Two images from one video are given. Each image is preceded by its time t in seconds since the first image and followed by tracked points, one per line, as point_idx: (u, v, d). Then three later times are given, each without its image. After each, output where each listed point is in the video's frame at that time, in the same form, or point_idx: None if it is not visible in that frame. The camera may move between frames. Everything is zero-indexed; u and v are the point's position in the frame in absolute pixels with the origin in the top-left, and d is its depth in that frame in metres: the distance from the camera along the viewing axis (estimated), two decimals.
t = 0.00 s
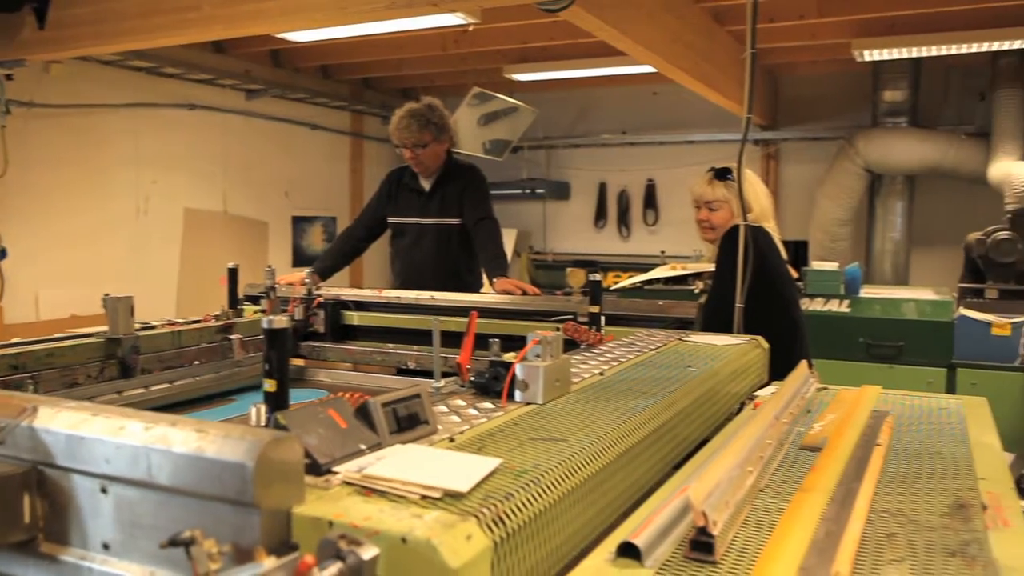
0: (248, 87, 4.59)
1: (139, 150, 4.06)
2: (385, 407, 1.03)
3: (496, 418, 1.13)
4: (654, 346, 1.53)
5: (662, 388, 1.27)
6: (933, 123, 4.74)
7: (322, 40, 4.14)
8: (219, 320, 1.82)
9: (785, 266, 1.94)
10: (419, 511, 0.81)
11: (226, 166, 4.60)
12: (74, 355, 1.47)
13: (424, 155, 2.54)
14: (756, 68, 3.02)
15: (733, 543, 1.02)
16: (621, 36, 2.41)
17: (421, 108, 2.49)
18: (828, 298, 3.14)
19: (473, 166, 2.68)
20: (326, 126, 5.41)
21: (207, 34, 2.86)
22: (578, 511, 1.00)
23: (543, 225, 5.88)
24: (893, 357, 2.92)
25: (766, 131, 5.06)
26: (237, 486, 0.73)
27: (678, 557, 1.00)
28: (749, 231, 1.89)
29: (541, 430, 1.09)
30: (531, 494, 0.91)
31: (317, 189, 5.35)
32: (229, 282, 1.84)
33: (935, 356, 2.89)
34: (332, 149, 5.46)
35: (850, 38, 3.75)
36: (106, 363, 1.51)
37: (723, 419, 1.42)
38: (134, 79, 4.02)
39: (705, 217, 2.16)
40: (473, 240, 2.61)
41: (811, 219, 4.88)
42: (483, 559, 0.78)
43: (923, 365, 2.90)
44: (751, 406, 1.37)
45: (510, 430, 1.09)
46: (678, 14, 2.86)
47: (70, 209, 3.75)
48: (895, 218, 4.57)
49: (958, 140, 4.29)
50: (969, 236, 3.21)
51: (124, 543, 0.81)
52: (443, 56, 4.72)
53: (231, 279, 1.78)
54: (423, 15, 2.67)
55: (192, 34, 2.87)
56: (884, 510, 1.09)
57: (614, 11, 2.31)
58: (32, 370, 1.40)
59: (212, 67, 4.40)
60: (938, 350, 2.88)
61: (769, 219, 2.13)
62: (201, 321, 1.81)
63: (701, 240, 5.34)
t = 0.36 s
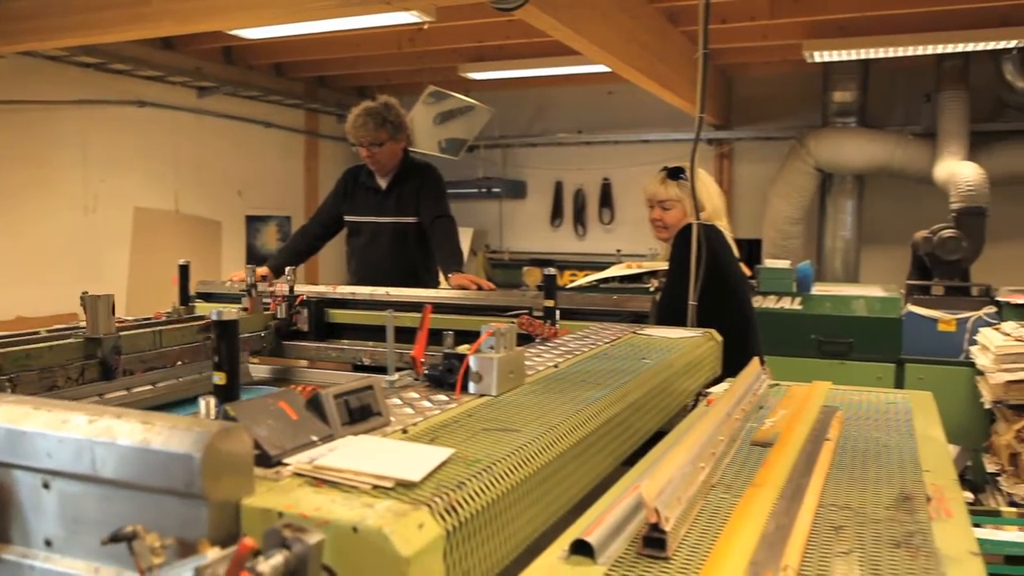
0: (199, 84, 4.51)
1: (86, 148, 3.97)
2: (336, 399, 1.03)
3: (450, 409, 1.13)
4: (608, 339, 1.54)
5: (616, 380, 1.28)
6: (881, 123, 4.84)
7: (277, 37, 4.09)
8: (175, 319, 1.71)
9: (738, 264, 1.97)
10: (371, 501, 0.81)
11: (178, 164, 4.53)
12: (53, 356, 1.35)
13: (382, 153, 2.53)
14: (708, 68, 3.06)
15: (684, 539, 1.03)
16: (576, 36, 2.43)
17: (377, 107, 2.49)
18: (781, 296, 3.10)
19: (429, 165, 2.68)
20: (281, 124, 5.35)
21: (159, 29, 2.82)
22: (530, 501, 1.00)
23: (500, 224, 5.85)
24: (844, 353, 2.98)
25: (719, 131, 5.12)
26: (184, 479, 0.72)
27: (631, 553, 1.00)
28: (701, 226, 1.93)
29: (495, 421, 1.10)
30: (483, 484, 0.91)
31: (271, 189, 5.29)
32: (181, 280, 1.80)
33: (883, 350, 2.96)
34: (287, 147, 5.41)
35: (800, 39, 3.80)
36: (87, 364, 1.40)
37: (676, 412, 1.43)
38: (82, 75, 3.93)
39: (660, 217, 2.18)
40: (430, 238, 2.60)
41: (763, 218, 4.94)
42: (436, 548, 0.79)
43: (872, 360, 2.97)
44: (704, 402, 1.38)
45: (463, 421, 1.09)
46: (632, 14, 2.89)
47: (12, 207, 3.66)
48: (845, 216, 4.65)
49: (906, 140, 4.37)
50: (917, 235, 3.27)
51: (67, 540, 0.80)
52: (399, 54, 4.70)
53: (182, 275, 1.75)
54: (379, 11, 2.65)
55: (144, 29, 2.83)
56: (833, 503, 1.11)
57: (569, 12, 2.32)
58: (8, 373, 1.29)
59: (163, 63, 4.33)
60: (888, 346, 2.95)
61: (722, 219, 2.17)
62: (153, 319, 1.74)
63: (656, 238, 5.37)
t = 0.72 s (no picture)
0: (155, 81, 4.44)
1: (36, 145, 3.89)
2: (292, 395, 1.03)
3: (407, 407, 1.13)
4: (568, 336, 1.54)
5: (575, 375, 1.29)
6: (836, 123, 4.92)
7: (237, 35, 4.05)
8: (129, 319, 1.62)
9: (695, 262, 1.99)
10: (326, 497, 0.81)
11: (134, 163, 4.46)
12: (78, 363, 1.31)
13: (350, 148, 2.53)
14: (666, 69, 3.09)
15: (641, 536, 1.03)
16: (536, 36, 2.43)
17: (336, 106, 2.49)
18: (739, 294, 3.10)
19: (389, 164, 2.67)
20: (239, 122, 5.29)
21: (116, 25, 2.78)
22: (489, 497, 1.00)
23: (461, 223, 5.85)
24: (801, 350, 3.02)
25: (679, 131, 5.16)
26: (135, 477, 0.71)
27: (590, 551, 1.01)
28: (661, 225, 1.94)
29: (453, 417, 1.10)
30: (441, 480, 0.91)
31: (229, 188, 5.23)
32: (135, 279, 1.75)
33: (840, 347, 2.99)
34: (245, 145, 5.35)
35: (757, 40, 3.84)
36: (112, 371, 1.36)
37: (634, 408, 1.44)
38: (33, 71, 3.85)
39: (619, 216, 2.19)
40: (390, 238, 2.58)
41: (722, 217, 4.98)
42: (392, 543, 0.78)
43: (830, 356, 3.01)
44: (663, 401, 1.39)
45: (421, 418, 1.09)
46: (592, 14, 2.90)
47: None
48: (802, 215, 4.71)
49: (860, 140, 4.43)
50: (872, 233, 3.32)
51: (13, 542, 0.78)
52: (359, 52, 4.67)
53: (136, 274, 1.71)
54: (339, 9, 2.63)
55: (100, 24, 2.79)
56: (789, 498, 1.13)
57: (529, 12, 2.33)
58: (33, 379, 1.26)
59: (118, 60, 4.25)
60: (845, 343, 2.98)
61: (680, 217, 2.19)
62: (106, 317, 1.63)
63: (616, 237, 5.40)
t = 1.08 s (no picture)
0: (105, 78, 4.35)
1: None
2: (244, 397, 1.01)
3: (361, 407, 1.12)
4: (524, 334, 1.55)
5: (530, 374, 1.29)
6: (789, 123, 4.98)
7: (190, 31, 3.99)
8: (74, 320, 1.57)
9: (650, 259, 2.01)
10: (277, 499, 0.80)
11: (82, 161, 4.37)
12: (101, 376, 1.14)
13: (300, 150, 2.50)
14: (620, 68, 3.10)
15: (596, 533, 1.04)
16: (493, 35, 2.43)
17: (291, 104, 2.46)
18: (694, 292, 3.22)
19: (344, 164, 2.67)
20: (193, 120, 5.21)
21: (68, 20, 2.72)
22: (443, 496, 1.00)
23: (418, 222, 5.83)
24: (756, 347, 3.01)
25: (635, 130, 5.20)
26: (79, 481, 0.70)
27: (544, 549, 1.01)
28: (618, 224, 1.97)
29: (408, 416, 1.10)
30: (394, 480, 0.91)
31: (183, 187, 5.16)
32: (84, 281, 1.72)
33: (795, 343, 3.00)
34: (199, 144, 5.27)
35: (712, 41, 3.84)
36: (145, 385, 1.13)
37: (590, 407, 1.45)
38: None
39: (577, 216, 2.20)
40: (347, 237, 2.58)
41: (678, 216, 5.03)
42: (344, 544, 0.78)
43: (784, 353, 3.02)
44: (618, 398, 1.40)
45: (375, 418, 1.09)
46: (549, 13, 2.91)
47: None
48: (757, 213, 4.77)
49: (812, 139, 4.49)
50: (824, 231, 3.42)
51: None
52: (314, 50, 4.63)
53: (85, 274, 1.68)
54: (294, 5, 2.61)
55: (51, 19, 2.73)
56: (741, 494, 1.14)
57: (485, 10, 2.32)
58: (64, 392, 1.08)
59: (65, 56, 4.16)
60: (797, 338, 2.99)
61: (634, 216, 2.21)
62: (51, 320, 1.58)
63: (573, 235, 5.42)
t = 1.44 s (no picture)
0: (57, 74, 4.27)
1: None
2: (199, 399, 1.00)
3: (320, 407, 1.12)
4: (484, 334, 1.55)
5: (490, 373, 1.29)
6: (748, 123, 5.04)
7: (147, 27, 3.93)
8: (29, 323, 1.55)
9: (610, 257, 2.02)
10: (232, 502, 0.79)
11: (34, 159, 4.28)
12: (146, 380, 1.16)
13: (259, 150, 2.47)
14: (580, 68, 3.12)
15: (555, 532, 1.04)
16: (454, 34, 2.43)
17: (254, 102, 2.41)
18: (655, 290, 3.28)
19: (304, 162, 2.65)
20: (149, 119, 5.14)
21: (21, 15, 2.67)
22: (402, 497, 1.00)
23: (380, 221, 5.80)
24: (716, 344, 3.05)
25: (596, 129, 5.22)
26: (26, 487, 0.68)
27: (503, 548, 1.01)
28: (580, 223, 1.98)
29: (367, 416, 1.09)
30: (352, 481, 0.90)
31: (139, 186, 5.08)
32: (37, 282, 1.69)
33: (752, 341, 3.05)
34: (155, 142, 5.19)
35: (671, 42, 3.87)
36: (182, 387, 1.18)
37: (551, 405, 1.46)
38: None
39: (539, 215, 2.20)
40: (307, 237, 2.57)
41: (639, 215, 5.07)
42: (300, 547, 0.77)
43: (741, 351, 3.05)
44: (578, 397, 1.41)
45: (333, 419, 1.08)
46: (511, 12, 2.92)
47: None
48: (717, 212, 4.82)
49: (770, 139, 4.54)
50: (783, 230, 3.43)
51: None
52: (274, 47, 4.59)
53: (38, 275, 1.65)
54: (253, 2, 2.58)
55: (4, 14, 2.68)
56: (699, 491, 1.16)
57: (444, 8, 2.32)
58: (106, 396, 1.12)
59: (16, 52, 4.07)
60: (755, 336, 3.04)
61: (595, 214, 2.22)
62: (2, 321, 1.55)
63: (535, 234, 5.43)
